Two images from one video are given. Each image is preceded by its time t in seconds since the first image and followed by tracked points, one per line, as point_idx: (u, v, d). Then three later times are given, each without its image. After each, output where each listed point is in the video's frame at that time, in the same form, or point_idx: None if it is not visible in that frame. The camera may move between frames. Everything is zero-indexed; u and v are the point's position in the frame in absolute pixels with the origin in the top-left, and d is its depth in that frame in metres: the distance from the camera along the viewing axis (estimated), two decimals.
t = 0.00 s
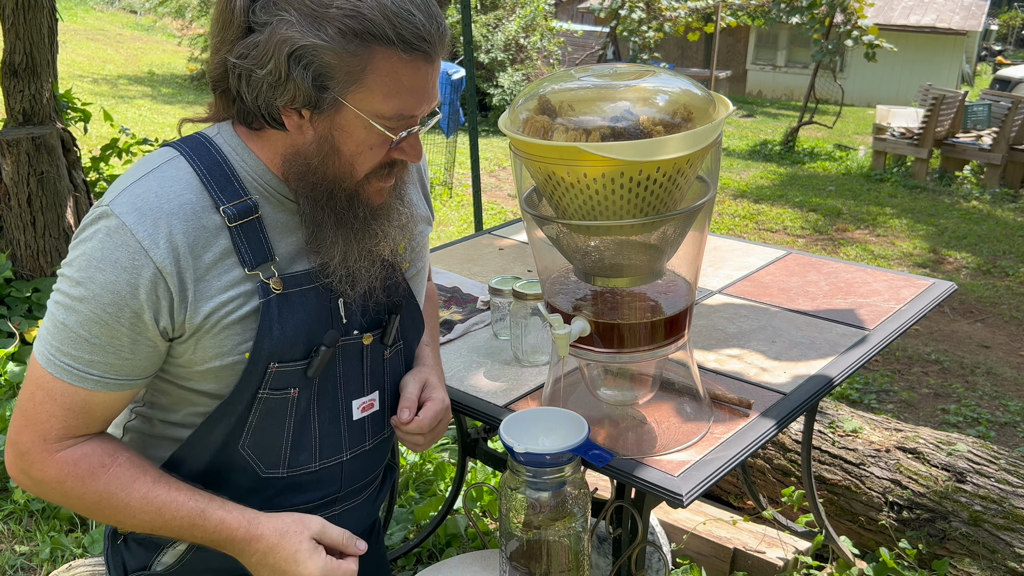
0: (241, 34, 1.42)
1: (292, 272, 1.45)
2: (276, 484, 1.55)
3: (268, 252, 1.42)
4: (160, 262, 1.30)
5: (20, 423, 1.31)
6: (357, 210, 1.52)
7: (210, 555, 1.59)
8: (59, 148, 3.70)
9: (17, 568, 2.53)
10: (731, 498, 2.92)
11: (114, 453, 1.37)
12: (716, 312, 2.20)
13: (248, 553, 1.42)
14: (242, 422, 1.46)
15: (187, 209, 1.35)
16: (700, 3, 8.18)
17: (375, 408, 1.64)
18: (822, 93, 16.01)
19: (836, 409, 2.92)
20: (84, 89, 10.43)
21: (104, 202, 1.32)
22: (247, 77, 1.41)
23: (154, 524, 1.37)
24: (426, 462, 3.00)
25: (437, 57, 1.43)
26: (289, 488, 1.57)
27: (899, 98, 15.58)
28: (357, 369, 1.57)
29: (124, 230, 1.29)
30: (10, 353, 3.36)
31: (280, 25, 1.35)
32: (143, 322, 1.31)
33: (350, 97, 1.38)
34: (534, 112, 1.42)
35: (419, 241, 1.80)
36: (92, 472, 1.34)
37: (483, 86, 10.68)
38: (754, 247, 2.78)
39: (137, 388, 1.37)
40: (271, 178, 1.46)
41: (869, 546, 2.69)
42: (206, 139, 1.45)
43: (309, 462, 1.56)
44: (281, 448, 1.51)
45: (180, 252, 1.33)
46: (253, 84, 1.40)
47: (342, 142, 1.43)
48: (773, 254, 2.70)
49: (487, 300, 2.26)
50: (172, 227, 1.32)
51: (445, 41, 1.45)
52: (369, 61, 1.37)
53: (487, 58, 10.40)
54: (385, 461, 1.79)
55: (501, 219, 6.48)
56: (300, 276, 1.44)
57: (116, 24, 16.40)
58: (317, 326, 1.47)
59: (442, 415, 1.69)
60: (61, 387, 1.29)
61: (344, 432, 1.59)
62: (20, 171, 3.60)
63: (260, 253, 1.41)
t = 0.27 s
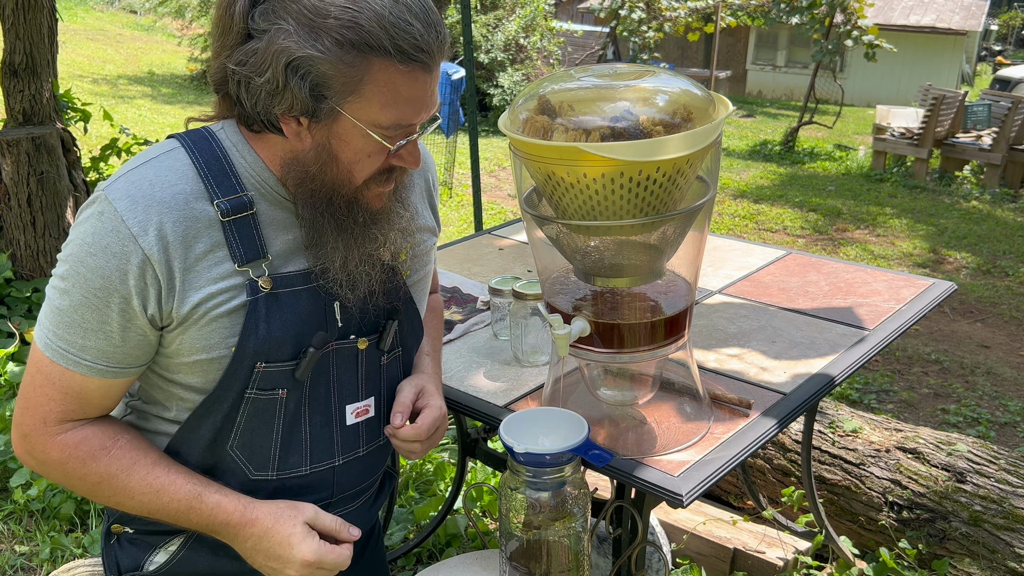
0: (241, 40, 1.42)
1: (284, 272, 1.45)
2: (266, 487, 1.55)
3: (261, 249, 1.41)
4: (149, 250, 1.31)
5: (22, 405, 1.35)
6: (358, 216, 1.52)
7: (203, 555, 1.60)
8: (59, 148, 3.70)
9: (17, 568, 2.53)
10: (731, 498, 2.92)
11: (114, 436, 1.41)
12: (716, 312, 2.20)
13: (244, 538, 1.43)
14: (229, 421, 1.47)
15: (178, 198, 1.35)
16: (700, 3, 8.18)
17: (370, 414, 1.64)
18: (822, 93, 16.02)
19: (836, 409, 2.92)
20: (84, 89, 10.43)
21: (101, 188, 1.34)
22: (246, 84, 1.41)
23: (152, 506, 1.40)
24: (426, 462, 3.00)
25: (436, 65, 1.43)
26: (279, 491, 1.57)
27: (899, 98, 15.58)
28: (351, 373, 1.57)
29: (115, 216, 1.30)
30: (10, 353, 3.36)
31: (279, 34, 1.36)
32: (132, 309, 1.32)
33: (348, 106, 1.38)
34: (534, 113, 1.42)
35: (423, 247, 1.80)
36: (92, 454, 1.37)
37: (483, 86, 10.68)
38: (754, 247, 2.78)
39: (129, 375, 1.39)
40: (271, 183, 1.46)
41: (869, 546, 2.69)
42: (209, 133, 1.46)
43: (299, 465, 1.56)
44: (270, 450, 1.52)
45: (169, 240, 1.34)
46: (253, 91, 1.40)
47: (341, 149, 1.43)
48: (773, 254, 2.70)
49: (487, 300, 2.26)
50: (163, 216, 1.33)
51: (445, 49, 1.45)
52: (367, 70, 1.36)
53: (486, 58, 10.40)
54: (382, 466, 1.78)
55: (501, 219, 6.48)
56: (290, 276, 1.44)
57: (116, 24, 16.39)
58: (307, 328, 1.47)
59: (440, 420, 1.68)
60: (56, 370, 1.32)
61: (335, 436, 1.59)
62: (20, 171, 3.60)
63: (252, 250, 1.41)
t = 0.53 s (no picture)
0: (241, 39, 1.42)
1: (288, 271, 1.45)
2: (271, 485, 1.55)
3: (266, 249, 1.42)
4: (157, 250, 1.31)
5: (29, 408, 1.35)
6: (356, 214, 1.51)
7: (206, 555, 1.60)
8: (59, 148, 3.70)
9: (17, 568, 2.53)
10: (731, 498, 2.92)
11: (123, 436, 1.41)
12: (716, 312, 2.20)
13: (253, 537, 1.44)
14: (234, 420, 1.47)
15: (186, 199, 1.35)
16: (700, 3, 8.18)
17: (372, 412, 1.64)
18: (822, 93, 16.01)
19: (836, 409, 2.92)
20: (84, 89, 10.43)
21: (108, 188, 1.34)
22: (246, 81, 1.42)
23: (162, 507, 1.40)
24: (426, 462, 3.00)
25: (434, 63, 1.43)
26: (284, 489, 1.57)
27: (899, 98, 15.58)
28: (354, 371, 1.57)
29: (123, 217, 1.30)
30: (10, 353, 3.36)
31: (274, 29, 1.36)
32: (140, 310, 1.33)
33: (342, 101, 1.38)
34: (534, 112, 1.42)
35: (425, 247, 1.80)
36: (101, 455, 1.37)
37: (483, 86, 10.69)
38: (754, 247, 2.78)
39: (137, 377, 1.39)
40: (271, 180, 1.46)
41: (869, 546, 2.69)
42: (213, 132, 1.46)
43: (303, 463, 1.56)
44: (274, 448, 1.52)
45: (177, 242, 1.34)
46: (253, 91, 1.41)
47: (337, 146, 1.43)
48: (773, 254, 2.70)
49: (487, 300, 2.26)
50: (171, 216, 1.33)
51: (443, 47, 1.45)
52: (362, 66, 1.36)
53: (486, 58, 10.40)
54: (385, 464, 1.79)
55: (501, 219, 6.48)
56: (294, 275, 1.44)
57: (116, 23, 16.39)
58: (311, 326, 1.47)
59: (442, 417, 1.69)
60: (65, 373, 1.32)
61: (339, 434, 1.59)
62: (20, 171, 3.60)
63: (258, 249, 1.41)
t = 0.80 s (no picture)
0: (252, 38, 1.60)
1: (287, 274, 1.44)
2: (270, 489, 1.55)
3: (266, 252, 1.41)
4: (156, 251, 1.31)
5: (29, 411, 1.35)
6: (316, 163, 1.47)
7: (206, 556, 1.60)
8: (59, 148, 3.70)
9: (17, 568, 2.53)
10: (731, 498, 2.92)
11: (123, 439, 1.41)
12: (716, 312, 2.20)
13: (254, 540, 1.44)
14: (233, 423, 1.47)
15: (186, 200, 1.35)
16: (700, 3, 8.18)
17: (372, 414, 1.64)
18: (822, 93, 16.01)
19: (836, 409, 2.92)
20: (84, 89, 10.43)
21: (107, 188, 1.34)
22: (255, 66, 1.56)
23: (162, 510, 1.40)
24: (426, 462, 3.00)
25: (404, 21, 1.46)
26: (283, 493, 1.57)
27: (899, 98, 15.57)
28: (354, 374, 1.57)
29: (122, 217, 1.30)
30: (10, 353, 3.36)
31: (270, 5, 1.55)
32: (140, 311, 1.33)
33: (304, 36, 1.45)
34: (534, 113, 1.42)
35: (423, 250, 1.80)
36: (101, 458, 1.38)
37: (483, 86, 10.68)
38: (753, 247, 2.78)
39: (137, 379, 1.39)
40: (251, 141, 1.50)
41: (869, 546, 2.68)
42: (215, 133, 1.47)
43: (302, 466, 1.56)
44: (273, 452, 1.52)
45: (177, 243, 1.34)
46: (256, 67, 1.58)
47: (297, 83, 1.46)
48: (773, 254, 2.70)
49: (487, 300, 2.26)
50: (171, 216, 1.33)
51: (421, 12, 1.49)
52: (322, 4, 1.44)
53: (486, 58, 10.40)
54: (384, 466, 1.79)
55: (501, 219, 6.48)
56: (292, 277, 1.44)
57: (116, 23, 16.37)
58: (310, 330, 1.46)
59: (443, 419, 1.69)
60: (66, 376, 1.32)
61: (338, 437, 1.59)
62: (20, 171, 3.60)
63: (259, 252, 1.41)
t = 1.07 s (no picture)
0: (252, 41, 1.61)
1: (286, 272, 1.44)
2: (270, 488, 1.55)
3: (267, 250, 1.42)
4: (157, 248, 1.32)
5: (29, 409, 1.35)
6: (315, 154, 1.47)
7: (206, 556, 1.60)
8: (59, 148, 3.70)
9: (17, 568, 2.53)
10: (731, 498, 2.92)
11: (124, 437, 1.41)
12: (716, 312, 2.20)
13: (254, 538, 1.44)
14: (232, 422, 1.47)
15: (188, 197, 1.35)
16: (700, 3, 8.18)
17: (372, 414, 1.64)
18: (822, 93, 16.01)
19: (836, 409, 2.92)
20: (84, 89, 10.43)
21: (109, 186, 1.34)
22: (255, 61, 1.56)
23: (162, 508, 1.40)
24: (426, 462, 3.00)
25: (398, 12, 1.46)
26: (282, 492, 1.57)
27: (899, 98, 15.57)
28: (354, 373, 1.57)
29: (124, 214, 1.30)
30: (10, 353, 3.36)
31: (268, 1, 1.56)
32: (141, 308, 1.33)
33: (300, 27, 1.45)
34: (534, 112, 1.42)
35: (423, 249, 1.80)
36: (102, 456, 1.38)
37: (483, 86, 10.68)
38: (754, 247, 2.78)
39: (138, 377, 1.39)
40: (252, 136, 1.51)
41: (869, 546, 2.68)
42: (218, 131, 1.48)
43: (301, 465, 1.56)
44: (273, 451, 1.52)
45: (178, 239, 1.34)
46: (258, 64, 1.59)
47: (294, 75, 1.46)
48: (773, 254, 2.70)
49: (487, 300, 2.26)
50: (172, 214, 1.33)
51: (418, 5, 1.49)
52: None
53: (486, 58, 10.40)
54: (384, 465, 1.79)
55: (501, 219, 6.48)
56: (292, 277, 1.44)
57: (116, 23, 16.37)
58: (310, 329, 1.46)
59: (443, 417, 1.70)
60: (67, 373, 1.32)
61: (338, 437, 1.59)
62: (19, 171, 3.60)
63: (260, 251, 1.41)
